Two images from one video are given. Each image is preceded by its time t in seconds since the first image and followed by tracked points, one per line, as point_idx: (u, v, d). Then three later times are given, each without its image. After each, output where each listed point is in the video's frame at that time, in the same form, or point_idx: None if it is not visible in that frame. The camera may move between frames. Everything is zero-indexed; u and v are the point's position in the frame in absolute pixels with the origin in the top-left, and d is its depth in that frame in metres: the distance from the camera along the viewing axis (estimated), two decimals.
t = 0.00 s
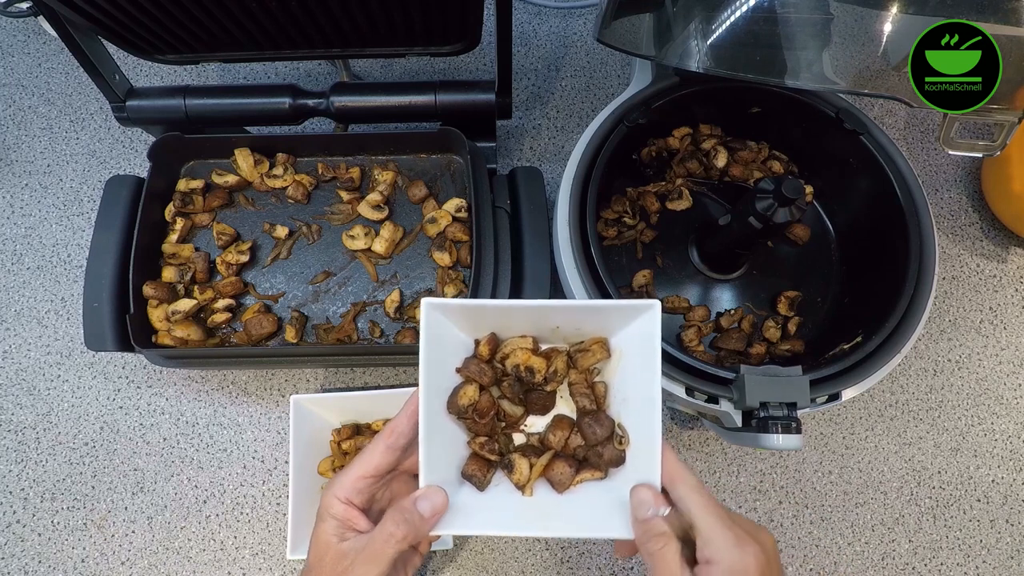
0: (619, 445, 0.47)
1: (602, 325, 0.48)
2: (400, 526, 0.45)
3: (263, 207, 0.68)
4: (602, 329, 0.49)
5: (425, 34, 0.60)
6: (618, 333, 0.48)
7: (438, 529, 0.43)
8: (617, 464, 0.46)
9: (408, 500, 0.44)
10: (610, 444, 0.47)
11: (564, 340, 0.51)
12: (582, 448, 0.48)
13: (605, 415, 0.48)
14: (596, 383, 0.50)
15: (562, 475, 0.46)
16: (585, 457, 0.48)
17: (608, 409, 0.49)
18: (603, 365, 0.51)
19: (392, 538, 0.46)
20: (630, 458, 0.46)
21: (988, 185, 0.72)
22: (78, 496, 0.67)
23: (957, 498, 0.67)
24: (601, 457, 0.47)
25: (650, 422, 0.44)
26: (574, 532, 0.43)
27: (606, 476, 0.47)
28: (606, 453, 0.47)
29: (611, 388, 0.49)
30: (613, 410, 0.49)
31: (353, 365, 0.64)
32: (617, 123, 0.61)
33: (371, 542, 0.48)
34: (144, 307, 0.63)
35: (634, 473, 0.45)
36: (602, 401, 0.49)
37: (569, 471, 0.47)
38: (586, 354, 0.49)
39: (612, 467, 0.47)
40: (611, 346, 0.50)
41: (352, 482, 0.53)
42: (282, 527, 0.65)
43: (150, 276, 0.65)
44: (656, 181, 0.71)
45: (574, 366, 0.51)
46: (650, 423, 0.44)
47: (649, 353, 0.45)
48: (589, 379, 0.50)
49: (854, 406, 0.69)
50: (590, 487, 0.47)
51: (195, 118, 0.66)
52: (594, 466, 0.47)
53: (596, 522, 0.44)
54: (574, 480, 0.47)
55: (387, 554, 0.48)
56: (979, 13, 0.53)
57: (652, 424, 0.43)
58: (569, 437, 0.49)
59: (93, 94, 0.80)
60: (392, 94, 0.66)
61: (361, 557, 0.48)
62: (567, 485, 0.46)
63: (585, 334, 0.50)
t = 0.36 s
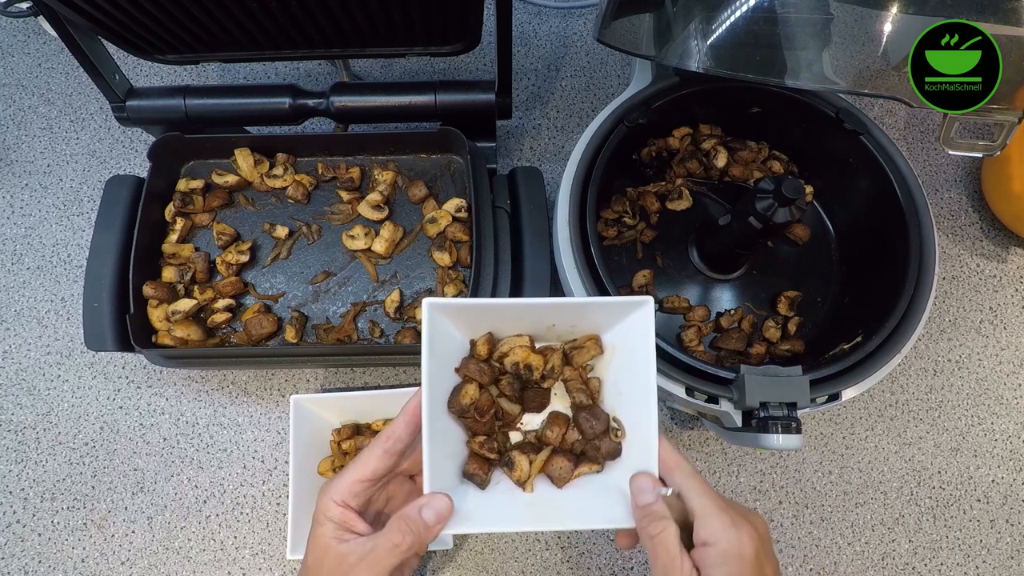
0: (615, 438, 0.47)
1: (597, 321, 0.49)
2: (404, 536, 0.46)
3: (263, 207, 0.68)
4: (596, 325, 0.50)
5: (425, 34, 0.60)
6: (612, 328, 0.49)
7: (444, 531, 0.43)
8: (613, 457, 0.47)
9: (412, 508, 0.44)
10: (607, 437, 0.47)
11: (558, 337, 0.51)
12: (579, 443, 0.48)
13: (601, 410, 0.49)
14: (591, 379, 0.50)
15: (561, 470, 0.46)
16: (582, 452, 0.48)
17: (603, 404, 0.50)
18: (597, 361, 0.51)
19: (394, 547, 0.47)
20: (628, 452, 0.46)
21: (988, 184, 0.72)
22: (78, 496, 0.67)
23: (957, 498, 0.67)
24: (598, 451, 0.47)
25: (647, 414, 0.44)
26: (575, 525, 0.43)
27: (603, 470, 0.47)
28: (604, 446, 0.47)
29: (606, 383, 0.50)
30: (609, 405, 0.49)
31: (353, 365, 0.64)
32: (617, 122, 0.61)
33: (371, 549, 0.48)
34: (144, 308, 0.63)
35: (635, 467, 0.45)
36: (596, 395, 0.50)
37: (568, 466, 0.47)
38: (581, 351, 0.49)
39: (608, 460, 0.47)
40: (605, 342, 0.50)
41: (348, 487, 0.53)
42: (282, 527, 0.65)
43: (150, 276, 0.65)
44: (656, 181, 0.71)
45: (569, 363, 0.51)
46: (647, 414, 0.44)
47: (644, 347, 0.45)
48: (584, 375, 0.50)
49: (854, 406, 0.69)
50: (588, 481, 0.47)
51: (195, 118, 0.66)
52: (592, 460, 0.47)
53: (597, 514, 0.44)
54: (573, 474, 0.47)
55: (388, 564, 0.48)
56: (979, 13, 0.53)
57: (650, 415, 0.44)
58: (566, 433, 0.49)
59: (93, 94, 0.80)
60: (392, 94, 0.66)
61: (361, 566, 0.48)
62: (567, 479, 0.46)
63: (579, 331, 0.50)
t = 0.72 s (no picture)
0: (611, 437, 0.47)
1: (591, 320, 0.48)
2: (398, 534, 0.45)
3: (263, 207, 0.68)
4: (591, 323, 0.49)
5: (425, 34, 0.60)
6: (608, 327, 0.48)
7: (436, 531, 0.44)
8: (609, 455, 0.47)
9: (405, 505, 0.44)
10: (602, 436, 0.47)
11: (552, 334, 0.51)
12: (574, 440, 0.48)
13: (596, 408, 0.48)
14: (586, 376, 0.50)
15: (555, 469, 0.46)
16: (577, 449, 0.48)
17: (599, 401, 0.49)
18: (593, 357, 0.50)
19: (387, 545, 0.47)
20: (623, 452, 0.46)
21: (988, 184, 0.72)
22: (78, 496, 0.67)
23: (957, 498, 0.67)
24: (593, 449, 0.47)
25: (642, 418, 0.44)
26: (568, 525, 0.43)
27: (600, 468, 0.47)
28: (598, 445, 0.47)
29: (602, 380, 0.49)
30: (604, 402, 0.49)
31: (353, 365, 0.64)
32: (617, 123, 0.61)
33: (365, 546, 0.48)
34: (144, 307, 0.63)
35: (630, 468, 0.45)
36: (592, 392, 0.49)
37: (562, 464, 0.47)
38: (576, 348, 0.49)
39: (604, 458, 0.47)
40: (601, 339, 0.49)
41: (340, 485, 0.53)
42: (282, 527, 0.65)
43: (150, 276, 0.65)
44: (656, 181, 0.71)
45: (564, 360, 0.50)
46: (641, 417, 0.44)
47: (640, 350, 0.44)
48: (580, 372, 0.50)
49: (854, 406, 0.69)
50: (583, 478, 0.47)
51: (195, 118, 0.66)
52: (587, 457, 0.47)
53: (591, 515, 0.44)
54: (567, 471, 0.47)
55: (381, 561, 0.48)
56: (979, 13, 0.53)
57: (645, 416, 0.43)
58: (562, 429, 0.49)
59: (93, 94, 0.80)
60: (392, 94, 0.66)
61: (355, 562, 0.48)
62: (561, 477, 0.46)
63: (574, 328, 0.49)
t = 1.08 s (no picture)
0: (613, 441, 0.47)
1: (592, 322, 0.48)
2: (393, 539, 0.46)
3: (263, 207, 0.68)
4: (592, 326, 0.49)
5: (425, 34, 0.60)
6: (609, 329, 0.48)
7: (436, 537, 0.43)
8: (611, 460, 0.47)
9: (402, 512, 0.44)
10: (604, 440, 0.47)
11: (554, 337, 0.51)
12: (576, 445, 0.48)
13: (598, 412, 0.48)
14: (588, 380, 0.50)
15: (557, 474, 0.46)
16: (579, 454, 0.48)
17: (601, 406, 0.49)
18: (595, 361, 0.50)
19: (383, 550, 0.47)
20: (625, 455, 0.46)
21: (988, 184, 0.72)
22: (78, 496, 0.67)
23: (957, 498, 0.67)
24: (595, 454, 0.47)
25: (643, 420, 0.44)
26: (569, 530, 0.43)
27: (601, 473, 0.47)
28: (600, 449, 0.47)
29: (604, 384, 0.49)
30: (606, 406, 0.49)
31: (354, 365, 0.64)
32: (617, 123, 0.61)
33: (361, 549, 0.48)
34: (144, 307, 0.63)
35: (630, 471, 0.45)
36: (594, 396, 0.49)
37: (563, 469, 0.47)
38: (577, 351, 0.49)
39: (606, 464, 0.47)
40: (602, 342, 0.49)
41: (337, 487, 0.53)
42: (282, 527, 0.65)
43: (151, 276, 0.65)
44: (656, 181, 0.71)
45: (566, 364, 0.50)
46: (643, 419, 0.44)
47: (642, 350, 0.44)
48: (581, 375, 0.50)
49: (854, 406, 0.69)
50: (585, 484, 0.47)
51: (195, 118, 0.66)
52: (588, 462, 0.47)
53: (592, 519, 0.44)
54: (569, 477, 0.47)
55: (377, 565, 0.48)
56: (979, 13, 0.53)
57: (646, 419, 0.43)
58: (563, 434, 0.49)
59: (93, 94, 0.80)
60: (392, 94, 0.66)
61: (351, 564, 0.48)
62: (563, 482, 0.46)
63: (575, 331, 0.50)
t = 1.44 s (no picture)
0: (610, 447, 0.46)
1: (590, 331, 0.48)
2: (395, 543, 0.46)
3: (263, 207, 0.68)
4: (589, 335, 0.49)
5: (425, 34, 0.60)
6: (606, 338, 0.48)
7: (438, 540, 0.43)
8: (609, 467, 0.46)
9: (405, 516, 0.44)
10: (601, 447, 0.47)
11: (552, 346, 0.51)
12: (574, 452, 0.48)
13: (596, 419, 0.48)
14: (586, 389, 0.50)
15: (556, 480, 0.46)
16: (577, 461, 0.48)
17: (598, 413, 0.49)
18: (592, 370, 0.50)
19: (385, 554, 0.47)
20: (622, 459, 0.46)
21: (988, 184, 0.72)
22: (78, 496, 0.67)
23: (957, 498, 0.67)
24: (593, 460, 0.47)
25: (641, 425, 0.44)
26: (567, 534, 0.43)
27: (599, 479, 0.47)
28: (598, 456, 0.47)
29: (601, 392, 0.49)
30: (603, 414, 0.49)
31: (354, 365, 0.64)
32: (617, 123, 0.61)
33: (363, 553, 0.48)
34: (144, 307, 0.63)
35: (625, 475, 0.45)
36: (591, 403, 0.49)
37: (562, 475, 0.47)
38: (575, 360, 0.49)
39: (604, 470, 0.47)
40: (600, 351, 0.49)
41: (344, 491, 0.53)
42: (282, 527, 0.65)
43: (151, 276, 0.65)
44: (656, 181, 0.71)
45: (564, 373, 0.50)
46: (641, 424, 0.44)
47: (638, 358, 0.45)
48: (579, 384, 0.50)
49: (854, 406, 0.69)
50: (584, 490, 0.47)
51: (195, 118, 0.66)
52: (586, 469, 0.47)
53: (590, 522, 0.44)
54: (567, 483, 0.47)
55: (380, 569, 0.48)
56: (979, 13, 0.53)
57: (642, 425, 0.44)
58: (562, 442, 0.49)
59: (93, 94, 0.80)
60: (392, 94, 0.66)
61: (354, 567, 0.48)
62: (562, 489, 0.46)
63: (573, 340, 0.50)
